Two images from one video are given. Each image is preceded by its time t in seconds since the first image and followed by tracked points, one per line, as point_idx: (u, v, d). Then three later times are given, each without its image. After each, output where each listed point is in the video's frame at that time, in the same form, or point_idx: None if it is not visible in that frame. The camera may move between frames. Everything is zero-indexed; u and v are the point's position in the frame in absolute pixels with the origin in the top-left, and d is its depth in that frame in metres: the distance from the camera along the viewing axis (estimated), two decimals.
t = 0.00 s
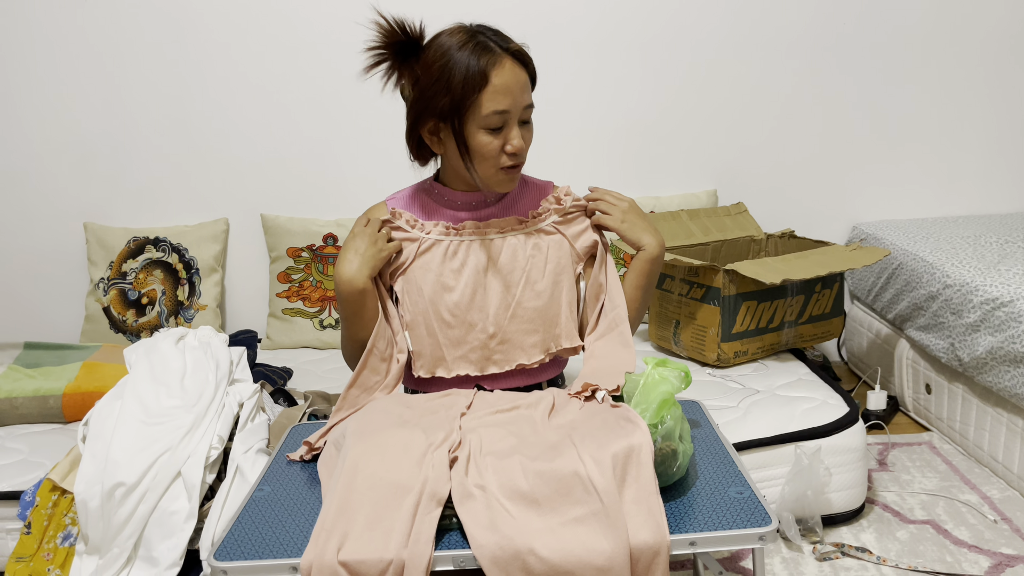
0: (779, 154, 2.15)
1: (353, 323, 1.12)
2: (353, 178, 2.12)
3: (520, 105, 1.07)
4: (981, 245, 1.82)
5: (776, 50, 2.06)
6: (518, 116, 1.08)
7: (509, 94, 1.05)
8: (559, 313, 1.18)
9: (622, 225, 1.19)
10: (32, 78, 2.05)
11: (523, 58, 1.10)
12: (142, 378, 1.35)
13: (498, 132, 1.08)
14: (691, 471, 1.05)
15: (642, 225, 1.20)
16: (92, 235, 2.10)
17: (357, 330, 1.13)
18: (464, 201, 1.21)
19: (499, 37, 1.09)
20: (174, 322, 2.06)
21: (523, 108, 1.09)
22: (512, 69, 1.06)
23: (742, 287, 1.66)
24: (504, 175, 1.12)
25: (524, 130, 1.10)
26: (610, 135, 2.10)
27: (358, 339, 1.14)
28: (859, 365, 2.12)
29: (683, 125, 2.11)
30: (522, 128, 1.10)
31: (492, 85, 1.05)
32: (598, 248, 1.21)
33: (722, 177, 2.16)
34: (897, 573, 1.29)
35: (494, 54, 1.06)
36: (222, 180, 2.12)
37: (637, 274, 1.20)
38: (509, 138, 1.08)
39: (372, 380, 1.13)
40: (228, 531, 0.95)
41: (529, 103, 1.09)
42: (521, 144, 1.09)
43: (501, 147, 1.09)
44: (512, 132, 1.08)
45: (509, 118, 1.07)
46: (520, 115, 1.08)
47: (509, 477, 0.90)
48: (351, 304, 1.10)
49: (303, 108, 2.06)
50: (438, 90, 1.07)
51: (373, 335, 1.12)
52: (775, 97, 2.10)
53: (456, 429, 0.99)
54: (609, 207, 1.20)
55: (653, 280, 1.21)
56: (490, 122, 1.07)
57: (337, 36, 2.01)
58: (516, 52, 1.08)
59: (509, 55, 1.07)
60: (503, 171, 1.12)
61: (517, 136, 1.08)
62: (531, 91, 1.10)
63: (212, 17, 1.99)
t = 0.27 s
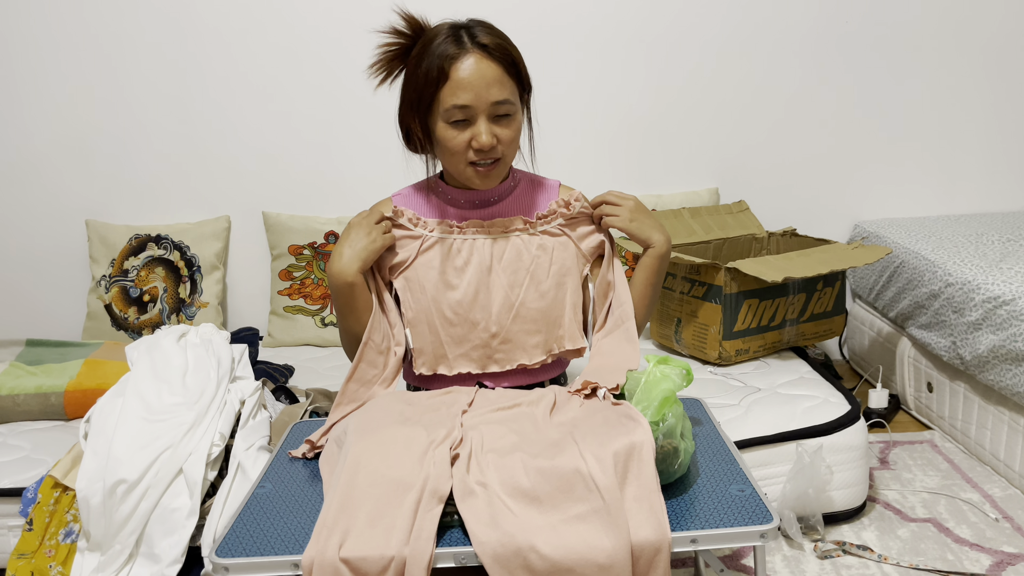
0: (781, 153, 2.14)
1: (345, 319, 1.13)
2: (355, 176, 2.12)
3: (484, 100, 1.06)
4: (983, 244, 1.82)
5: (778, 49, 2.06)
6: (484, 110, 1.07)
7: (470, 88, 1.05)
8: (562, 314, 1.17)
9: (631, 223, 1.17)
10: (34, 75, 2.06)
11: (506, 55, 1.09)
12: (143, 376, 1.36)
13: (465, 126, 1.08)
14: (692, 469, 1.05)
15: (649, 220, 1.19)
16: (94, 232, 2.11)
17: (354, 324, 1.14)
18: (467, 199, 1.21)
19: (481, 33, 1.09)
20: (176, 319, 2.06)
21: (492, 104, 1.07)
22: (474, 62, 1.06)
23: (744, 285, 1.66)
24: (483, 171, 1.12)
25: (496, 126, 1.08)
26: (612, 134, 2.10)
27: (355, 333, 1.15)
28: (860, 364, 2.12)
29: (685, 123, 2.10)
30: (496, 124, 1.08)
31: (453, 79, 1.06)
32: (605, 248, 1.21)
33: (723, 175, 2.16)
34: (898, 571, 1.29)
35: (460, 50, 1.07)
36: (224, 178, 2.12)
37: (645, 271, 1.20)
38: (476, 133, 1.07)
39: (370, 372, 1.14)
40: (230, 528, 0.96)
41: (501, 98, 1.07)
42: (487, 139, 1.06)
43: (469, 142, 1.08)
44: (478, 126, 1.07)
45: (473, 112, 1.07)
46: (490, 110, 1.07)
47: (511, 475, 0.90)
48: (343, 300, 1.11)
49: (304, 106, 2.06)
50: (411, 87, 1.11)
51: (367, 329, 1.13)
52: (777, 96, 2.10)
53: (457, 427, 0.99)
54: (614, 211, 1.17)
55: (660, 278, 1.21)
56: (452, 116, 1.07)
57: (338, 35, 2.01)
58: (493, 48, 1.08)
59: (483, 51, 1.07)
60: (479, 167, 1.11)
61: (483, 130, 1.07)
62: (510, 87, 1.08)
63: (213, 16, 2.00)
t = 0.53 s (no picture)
0: (782, 152, 2.15)
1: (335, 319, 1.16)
2: (356, 175, 2.12)
3: (474, 98, 1.06)
4: (984, 243, 1.82)
5: (779, 49, 2.06)
6: (474, 108, 1.07)
7: (459, 86, 1.06)
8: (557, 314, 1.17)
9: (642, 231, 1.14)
10: (36, 74, 2.06)
11: (499, 53, 1.09)
12: (145, 374, 1.36)
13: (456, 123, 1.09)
14: (693, 468, 1.05)
15: (659, 224, 1.15)
16: (96, 231, 2.11)
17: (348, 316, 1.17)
18: (468, 197, 1.22)
19: (476, 31, 1.09)
20: (177, 318, 2.07)
21: (483, 101, 1.07)
22: (465, 59, 1.06)
23: (745, 284, 1.67)
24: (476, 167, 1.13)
25: (488, 123, 1.09)
26: (613, 133, 2.10)
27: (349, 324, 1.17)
28: (861, 363, 2.12)
29: (686, 123, 2.11)
30: (488, 121, 1.09)
31: (443, 77, 1.07)
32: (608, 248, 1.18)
33: (724, 174, 2.16)
34: (899, 570, 1.29)
35: (452, 48, 1.07)
36: (226, 177, 2.12)
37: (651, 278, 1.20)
38: (467, 130, 1.08)
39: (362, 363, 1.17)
40: (232, 526, 0.96)
41: (491, 95, 1.07)
42: (476, 137, 1.07)
43: (460, 139, 1.09)
44: (469, 123, 1.08)
45: (463, 109, 1.07)
46: (480, 108, 1.07)
47: (512, 473, 0.91)
48: (329, 303, 1.14)
49: (305, 106, 2.06)
50: (406, 82, 1.12)
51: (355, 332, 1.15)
52: (777, 95, 2.10)
53: (458, 425, 0.99)
54: (621, 215, 1.13)
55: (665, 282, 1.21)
56: (443, 113, 1.08)
57: (339, 35, 2.02)
58: (485, 45, 1.08)
59: (475, 48, 1.07)
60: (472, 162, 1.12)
61: (473, 128, 1.08)
62: (502, 84, 1.08)
63: (215, 15, 2.00)
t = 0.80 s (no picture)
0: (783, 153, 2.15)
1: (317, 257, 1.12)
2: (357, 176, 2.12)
3: (470, 97, 1.06)
4: (986, 244, 1.82)
5: (780, 49, 2.06)
6: (471, 107, 1.07)
7: (456, 85, 1.05)
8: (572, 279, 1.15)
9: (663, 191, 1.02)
10: (37, 74, 2.06)
11: (495, 53, 1.08)
12: (146, 374, 1.36)
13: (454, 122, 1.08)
14: (694, 468, 1.05)
15: (683, 187, 1.03)
16: (97, 231, 2.11)
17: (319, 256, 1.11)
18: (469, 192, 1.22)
19: (475, 31, 1.09)
20: (178, 318, 2.07)
21: (479, 100, 1.07)
22: (463, 59, 1.05)
23: (746, 284, 1.66)
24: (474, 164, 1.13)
25: (485, 123, 1.08)
26: (614, 134, 2.10)
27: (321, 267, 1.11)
28: (862, 363, 2.12)
29: (687, 123, 2.11)
30: (485, 120, 1.08)
31: (442, 76, 1.06)
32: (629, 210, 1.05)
33: (725, 175, 2.16)
34: (900, 570, 1.29)
35: (449, 47, 1.07)
36: (227, 177, 2.12)
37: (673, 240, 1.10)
38: (463, 129, 1.08)
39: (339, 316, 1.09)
40: (232, 526, 0.96)
41: (487, 95, 1.06)
42: (473, 135, 1.07)
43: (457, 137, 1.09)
44: (466, 122, 1.07)
45: (460, 109, 1.07)
46: (477, 106, 1.07)
47: (513, 474, 0.91)
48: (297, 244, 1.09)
49: (307, 106, 2.07)
50: (407, 82, 1.13)
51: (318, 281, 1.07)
52: (778, 96, 2.10)
53: (459, 425, 0.99)
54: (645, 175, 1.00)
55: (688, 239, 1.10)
56: (441, 113, 1.08)
57: (341, 36, 2.02)
58: (481, 45, 1.07)
59: (472, 48, 1.07)
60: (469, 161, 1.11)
61: (470, 126, 1.07)
62: (498, 83, 1.07)
63: (216, 16, 2.00)
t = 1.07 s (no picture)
0: (784, 153, 2.15)
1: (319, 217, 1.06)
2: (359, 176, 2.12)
3: (469, 90, 1.06)
4: (987, 244, 1.82)
5: (781, 50, 2.06)
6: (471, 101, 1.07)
7: (455, 80, 1.06)
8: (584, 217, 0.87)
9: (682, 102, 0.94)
10: (40, 74, 2.06)
11: (495, 49, 1.09)
12: (148, 374, 1.36)
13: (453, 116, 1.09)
14: (695, 468, 1.05)
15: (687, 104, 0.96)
16: (98, 231, 2.11)
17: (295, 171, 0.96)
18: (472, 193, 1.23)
19: (475, 28, 1.10)
20: (179, 318, 2.07)
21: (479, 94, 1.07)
22: (463, 54, 1.06)
23: (747, 285, 1.66)
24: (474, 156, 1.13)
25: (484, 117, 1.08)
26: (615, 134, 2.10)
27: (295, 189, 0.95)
28: (863, 364, 2.12)
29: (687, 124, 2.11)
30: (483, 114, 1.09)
31: (442, 71, 1.07)
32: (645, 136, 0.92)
33: (727, 175, 2.16)
34: (901, 571, 1.29)
35: (450, 43, 1.08)
36: (228, 177, 2.12)
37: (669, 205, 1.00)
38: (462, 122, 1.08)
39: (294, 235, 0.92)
40: (234, 526, 0.96)
41: (486, 89, 1.06)
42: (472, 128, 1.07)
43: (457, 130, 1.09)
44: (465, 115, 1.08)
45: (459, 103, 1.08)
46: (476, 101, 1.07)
47: (514, 474, 0.91)
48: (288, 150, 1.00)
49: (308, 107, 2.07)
50: (408, 79, 1.14)
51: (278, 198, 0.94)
52: (780, 97, 2.10)
53: (461, 425, 1.00)
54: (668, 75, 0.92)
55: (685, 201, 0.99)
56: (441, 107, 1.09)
57: (342, 37, 2.02)
58: (481, 42, 1.08)
59: (472, 44, 1.08)
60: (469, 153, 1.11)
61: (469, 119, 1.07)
62: (497, 77, 1.07)
63: (217, 17, 2.00)
